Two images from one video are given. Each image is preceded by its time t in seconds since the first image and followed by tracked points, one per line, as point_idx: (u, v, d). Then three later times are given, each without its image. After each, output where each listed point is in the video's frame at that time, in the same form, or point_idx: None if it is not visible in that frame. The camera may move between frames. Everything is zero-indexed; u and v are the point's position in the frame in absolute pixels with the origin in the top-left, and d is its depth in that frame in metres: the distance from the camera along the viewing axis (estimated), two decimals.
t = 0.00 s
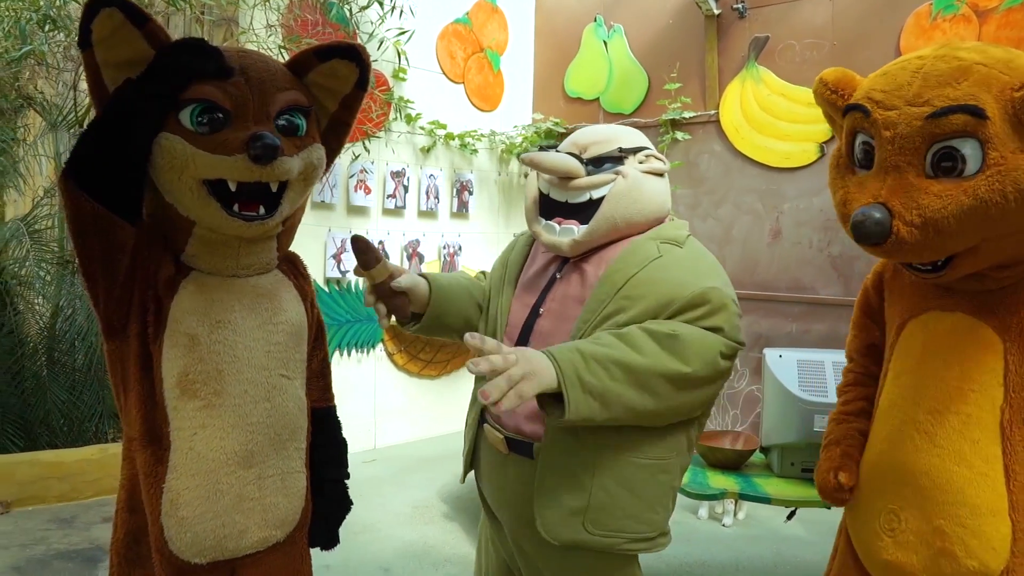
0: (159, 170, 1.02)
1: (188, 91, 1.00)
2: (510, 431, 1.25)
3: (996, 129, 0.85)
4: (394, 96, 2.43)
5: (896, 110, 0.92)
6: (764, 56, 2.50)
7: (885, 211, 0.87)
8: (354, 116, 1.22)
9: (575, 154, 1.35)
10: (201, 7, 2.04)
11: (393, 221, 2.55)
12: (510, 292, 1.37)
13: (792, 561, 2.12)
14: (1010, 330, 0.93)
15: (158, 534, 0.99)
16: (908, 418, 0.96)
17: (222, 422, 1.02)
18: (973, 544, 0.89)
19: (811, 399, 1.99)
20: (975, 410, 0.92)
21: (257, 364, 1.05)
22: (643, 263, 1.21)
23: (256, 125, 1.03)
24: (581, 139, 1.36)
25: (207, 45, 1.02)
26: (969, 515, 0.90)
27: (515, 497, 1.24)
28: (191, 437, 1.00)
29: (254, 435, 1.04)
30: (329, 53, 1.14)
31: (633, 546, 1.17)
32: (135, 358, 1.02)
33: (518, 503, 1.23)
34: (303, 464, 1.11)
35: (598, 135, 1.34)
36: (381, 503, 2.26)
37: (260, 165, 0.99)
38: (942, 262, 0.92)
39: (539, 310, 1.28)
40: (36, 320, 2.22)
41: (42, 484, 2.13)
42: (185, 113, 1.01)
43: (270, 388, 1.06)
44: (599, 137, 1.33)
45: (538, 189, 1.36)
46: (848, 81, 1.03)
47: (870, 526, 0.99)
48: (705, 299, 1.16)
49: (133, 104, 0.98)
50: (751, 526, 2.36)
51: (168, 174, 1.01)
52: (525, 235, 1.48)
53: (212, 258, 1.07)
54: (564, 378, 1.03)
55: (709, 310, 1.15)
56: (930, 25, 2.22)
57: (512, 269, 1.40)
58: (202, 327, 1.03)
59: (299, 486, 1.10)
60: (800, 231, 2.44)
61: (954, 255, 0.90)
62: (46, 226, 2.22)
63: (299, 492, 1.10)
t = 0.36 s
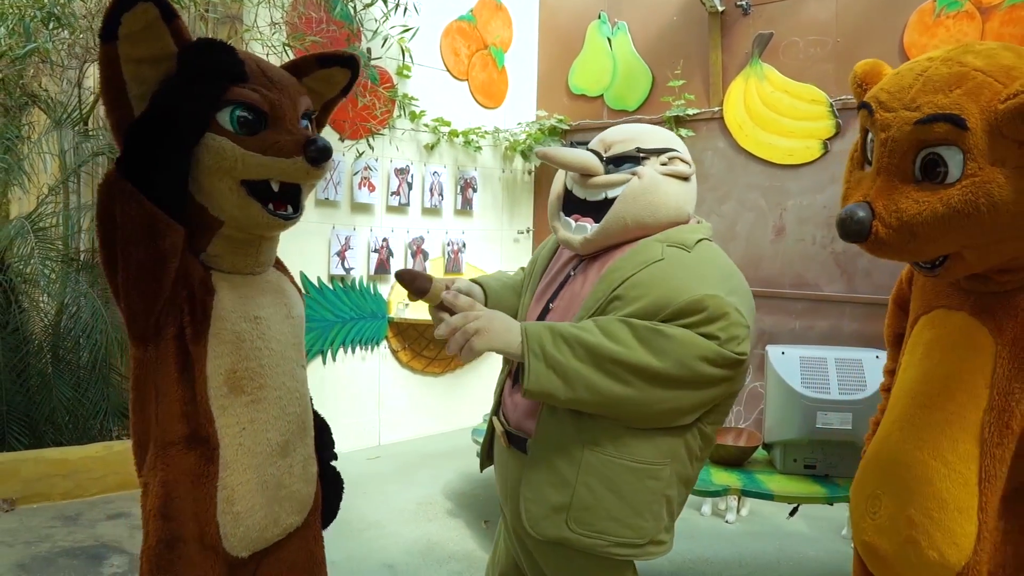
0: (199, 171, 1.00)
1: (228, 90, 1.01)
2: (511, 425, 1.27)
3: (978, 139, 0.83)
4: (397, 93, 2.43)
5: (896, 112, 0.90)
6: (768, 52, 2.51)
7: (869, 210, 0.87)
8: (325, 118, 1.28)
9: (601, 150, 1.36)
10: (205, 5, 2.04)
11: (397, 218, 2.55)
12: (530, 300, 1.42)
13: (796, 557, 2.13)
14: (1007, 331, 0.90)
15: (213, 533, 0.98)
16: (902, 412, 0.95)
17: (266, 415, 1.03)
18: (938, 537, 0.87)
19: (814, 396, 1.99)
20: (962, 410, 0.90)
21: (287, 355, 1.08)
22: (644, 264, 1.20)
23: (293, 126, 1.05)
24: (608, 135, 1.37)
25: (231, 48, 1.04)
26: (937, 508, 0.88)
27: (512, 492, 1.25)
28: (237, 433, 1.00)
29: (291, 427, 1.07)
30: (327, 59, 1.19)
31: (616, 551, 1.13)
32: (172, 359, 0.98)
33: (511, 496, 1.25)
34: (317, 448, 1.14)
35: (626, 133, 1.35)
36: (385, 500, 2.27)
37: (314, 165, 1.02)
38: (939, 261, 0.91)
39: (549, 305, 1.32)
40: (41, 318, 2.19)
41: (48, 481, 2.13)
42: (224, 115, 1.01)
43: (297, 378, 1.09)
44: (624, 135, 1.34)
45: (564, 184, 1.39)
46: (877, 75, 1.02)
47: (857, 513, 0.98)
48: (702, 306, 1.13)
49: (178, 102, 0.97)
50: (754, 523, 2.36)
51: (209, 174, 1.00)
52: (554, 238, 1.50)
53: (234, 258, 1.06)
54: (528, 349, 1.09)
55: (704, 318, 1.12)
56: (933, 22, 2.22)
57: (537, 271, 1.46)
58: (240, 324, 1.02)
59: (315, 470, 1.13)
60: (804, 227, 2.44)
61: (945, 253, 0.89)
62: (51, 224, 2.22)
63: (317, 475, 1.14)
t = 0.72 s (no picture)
0: (231, 170, 1.06)
1: (256, 93, 1.08)
2: (523, 422, 1.29)
3: (972, 140, 0.84)
4: (400, 93, 2.44)
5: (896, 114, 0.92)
6: (770, 50, 2.51)
7: (868, 207, 0.88)
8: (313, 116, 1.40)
9: (623, 151, 1.37)
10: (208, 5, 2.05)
11: (400, 217, 2.56)
12: (544, 297, 1.44)
13: (800, 555, 2.13)
14: (1007, 327, 0.90)
15: (248, 529, 1.02)
16: (905, 406, 0.95)
17: (291, 410, 1.11)
18: (938, 526, 0.88)
19: (818, 394, 1.99)
20: (962, 404, 0.90)
21: (301, 352, 1.15)
22: (663, 264, 1.19)
23: (313, 128, 1.14)
24: (630, 136, 1.37)
25: (252, 47, 1.09)
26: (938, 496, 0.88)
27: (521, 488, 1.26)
28: (268, 429, 1.07)
29: (308, 418, 1.15)
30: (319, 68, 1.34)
31: (623, 553, 1.13)
32: (200, 361, 1.01)
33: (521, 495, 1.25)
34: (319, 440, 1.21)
35: (651, 134, 1.35)
36: (389, 498, 2.27)
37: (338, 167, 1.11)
38: (940, 259, 0.91)
39: (567, 305, 1.32)
40: (46, 317, 2.22)
41: (54, 479, 2.15)
42: (252, 116, 1.08)
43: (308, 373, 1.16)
44: (647, 136, 1.34)
45: (586, 184, 1.40)
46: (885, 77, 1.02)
47: (863, 504, 0.98)
48: (718, 308, 1.12)
49: (211, 105, 1.01)
50: (758, 521, 2.36)
51: (238, 173, 1.06)
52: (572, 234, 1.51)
53: (250, 257, 1.13)
54: (547, 346, 1.06)
55: (719, 319, 1.12)
56: (935, 19, 2.21)
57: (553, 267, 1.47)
58: (268, 325, 1.08)
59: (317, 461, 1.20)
60: (807, 225, 2.44)
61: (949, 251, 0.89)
62: (55, 223, 2.23)
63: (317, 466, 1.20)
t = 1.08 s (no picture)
0: (245, 170, 1.07)
1: (271, 94, 1.08)
2: (552, 424, 1.29)
3: (977, 157, 0.87)
4: (407, 91, 2.44)
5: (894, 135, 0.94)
6: (778, 45, 2.50)
7: (883, 230, 0.91)
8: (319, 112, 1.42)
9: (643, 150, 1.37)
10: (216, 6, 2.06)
11: (408, 216, 2.56)
12: (570, 287, 1.42)
13: (812, 551, 2.12)
14: None
15: (266, 527, 1.03)
16: (929, 405, 0.95)
17: (309, 409, 1.12)
18: (980, 527, 0.88)
19: (829, 389, 1.98)
20: (991, 403, 0.90)
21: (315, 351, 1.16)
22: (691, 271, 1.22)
23: (325, 128, 1.15)
24: (649, 134, 1.37)
25: (267, 48, 1.09)
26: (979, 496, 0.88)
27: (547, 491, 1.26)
28: (286, 428, 1.08)
29: (322, 416, 1.15)
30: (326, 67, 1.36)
31: (660, 555, 1.18)
32: (217, 361, 1.02)
33: (550, 497, 1.26)
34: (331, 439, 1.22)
35: (674, 132, 1.35)
36: (399, 496, 2.28)
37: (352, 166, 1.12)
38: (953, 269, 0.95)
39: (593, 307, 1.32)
40: (57, 317, 2.23)
41: (67, 478, 2.17)
42: (266, 116, 1.08)
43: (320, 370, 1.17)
44: (669, 136, 1.34)
45: (605, 182, 1.39)
46: (872, 93, 1.04)
47: (893, 505, 0.98)
48: (749, 315, 1.14)
49: (225, 106, 1.02)
50: (769, 518, 2.35)
51: (253, 172, 1.07)
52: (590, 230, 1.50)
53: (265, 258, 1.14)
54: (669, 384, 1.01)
55: (751, 327, 1.14)
56: (944, 11, 2.19)
57: (576, 257, 1.45)
58: (285, 326, 1.09)
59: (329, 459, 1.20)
60: (816, 220, 2.43)
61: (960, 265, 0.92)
62: (66, 224, 2.24)
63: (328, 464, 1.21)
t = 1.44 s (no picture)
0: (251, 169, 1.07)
1: (279, 92, 1.08)
2: (559, 424, 1.28)
3: (970, 175, 0.85)
4: (415, 88, 2.44)
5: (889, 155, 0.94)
6: (787, 44, 2.49)
7: (885, 254, 0.92)
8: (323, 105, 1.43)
9: (648, 149, 1.36)
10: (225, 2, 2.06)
11: (415, 214, 2.56)
12: (577, 279, 1.42)
13: (819, 552, 2.11)
14: None
15: (274, 524, 1.03)
16: (953, 416, 0.94)
17: (315, 406, 1.11)
18: (1007, 543, 0.86)
19: (837, 389, 1.96)
20: (1012, 414, 0.89)
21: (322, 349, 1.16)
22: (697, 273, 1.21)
23: (331, 124, 1.14)
24: (655, 133, 1.36)
25: (273, 46, 1.09)
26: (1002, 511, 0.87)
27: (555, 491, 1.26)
28: (292, 425, 1.07)
29: (328, 413, 1.15)
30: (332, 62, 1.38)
31: (669, 554, 1.19)
32: (225, 359, 1.02)
33: (558, 496, 1.26)
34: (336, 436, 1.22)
35: (682, 131, 1.34)
36: (405, 494, 2.27)
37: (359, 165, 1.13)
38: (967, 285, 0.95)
39: (598, 306, 1.31)
40: (65, 313, 2.23)
41: (73, 474, 2.17)
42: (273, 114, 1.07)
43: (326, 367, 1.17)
44: (676, 135, 1.33)
45: (609, 180, 1.38)
46: (868, 110, 1.02)
47: (920, 518, 0.97)
48: (756, 317, 1.14)
49: (233, 104, 1.02)
50: (776, 518, 2.34)
51: (261, 172, 1.07)
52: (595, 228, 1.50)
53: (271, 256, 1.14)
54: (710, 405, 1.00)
55: (760, 330, 1.14)
56: (955, 10, 2.18)
57: (580, 251, 1.45)
58: (292, 323, 1.09)
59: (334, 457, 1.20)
60: (824, 220, 2.43)
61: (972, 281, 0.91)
62: (74, 220, 2.24)
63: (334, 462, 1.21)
